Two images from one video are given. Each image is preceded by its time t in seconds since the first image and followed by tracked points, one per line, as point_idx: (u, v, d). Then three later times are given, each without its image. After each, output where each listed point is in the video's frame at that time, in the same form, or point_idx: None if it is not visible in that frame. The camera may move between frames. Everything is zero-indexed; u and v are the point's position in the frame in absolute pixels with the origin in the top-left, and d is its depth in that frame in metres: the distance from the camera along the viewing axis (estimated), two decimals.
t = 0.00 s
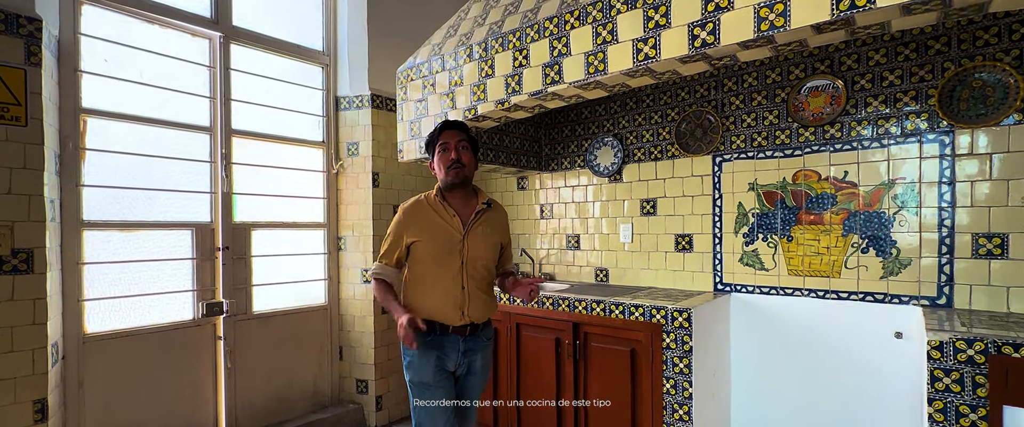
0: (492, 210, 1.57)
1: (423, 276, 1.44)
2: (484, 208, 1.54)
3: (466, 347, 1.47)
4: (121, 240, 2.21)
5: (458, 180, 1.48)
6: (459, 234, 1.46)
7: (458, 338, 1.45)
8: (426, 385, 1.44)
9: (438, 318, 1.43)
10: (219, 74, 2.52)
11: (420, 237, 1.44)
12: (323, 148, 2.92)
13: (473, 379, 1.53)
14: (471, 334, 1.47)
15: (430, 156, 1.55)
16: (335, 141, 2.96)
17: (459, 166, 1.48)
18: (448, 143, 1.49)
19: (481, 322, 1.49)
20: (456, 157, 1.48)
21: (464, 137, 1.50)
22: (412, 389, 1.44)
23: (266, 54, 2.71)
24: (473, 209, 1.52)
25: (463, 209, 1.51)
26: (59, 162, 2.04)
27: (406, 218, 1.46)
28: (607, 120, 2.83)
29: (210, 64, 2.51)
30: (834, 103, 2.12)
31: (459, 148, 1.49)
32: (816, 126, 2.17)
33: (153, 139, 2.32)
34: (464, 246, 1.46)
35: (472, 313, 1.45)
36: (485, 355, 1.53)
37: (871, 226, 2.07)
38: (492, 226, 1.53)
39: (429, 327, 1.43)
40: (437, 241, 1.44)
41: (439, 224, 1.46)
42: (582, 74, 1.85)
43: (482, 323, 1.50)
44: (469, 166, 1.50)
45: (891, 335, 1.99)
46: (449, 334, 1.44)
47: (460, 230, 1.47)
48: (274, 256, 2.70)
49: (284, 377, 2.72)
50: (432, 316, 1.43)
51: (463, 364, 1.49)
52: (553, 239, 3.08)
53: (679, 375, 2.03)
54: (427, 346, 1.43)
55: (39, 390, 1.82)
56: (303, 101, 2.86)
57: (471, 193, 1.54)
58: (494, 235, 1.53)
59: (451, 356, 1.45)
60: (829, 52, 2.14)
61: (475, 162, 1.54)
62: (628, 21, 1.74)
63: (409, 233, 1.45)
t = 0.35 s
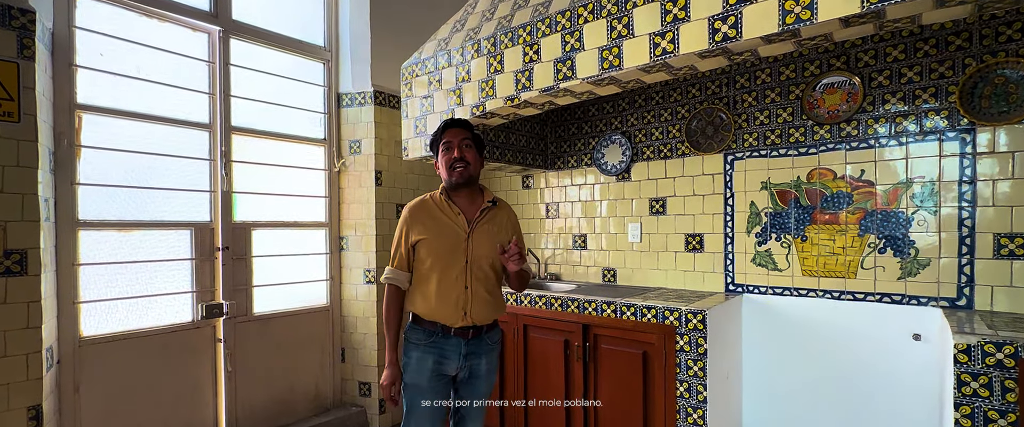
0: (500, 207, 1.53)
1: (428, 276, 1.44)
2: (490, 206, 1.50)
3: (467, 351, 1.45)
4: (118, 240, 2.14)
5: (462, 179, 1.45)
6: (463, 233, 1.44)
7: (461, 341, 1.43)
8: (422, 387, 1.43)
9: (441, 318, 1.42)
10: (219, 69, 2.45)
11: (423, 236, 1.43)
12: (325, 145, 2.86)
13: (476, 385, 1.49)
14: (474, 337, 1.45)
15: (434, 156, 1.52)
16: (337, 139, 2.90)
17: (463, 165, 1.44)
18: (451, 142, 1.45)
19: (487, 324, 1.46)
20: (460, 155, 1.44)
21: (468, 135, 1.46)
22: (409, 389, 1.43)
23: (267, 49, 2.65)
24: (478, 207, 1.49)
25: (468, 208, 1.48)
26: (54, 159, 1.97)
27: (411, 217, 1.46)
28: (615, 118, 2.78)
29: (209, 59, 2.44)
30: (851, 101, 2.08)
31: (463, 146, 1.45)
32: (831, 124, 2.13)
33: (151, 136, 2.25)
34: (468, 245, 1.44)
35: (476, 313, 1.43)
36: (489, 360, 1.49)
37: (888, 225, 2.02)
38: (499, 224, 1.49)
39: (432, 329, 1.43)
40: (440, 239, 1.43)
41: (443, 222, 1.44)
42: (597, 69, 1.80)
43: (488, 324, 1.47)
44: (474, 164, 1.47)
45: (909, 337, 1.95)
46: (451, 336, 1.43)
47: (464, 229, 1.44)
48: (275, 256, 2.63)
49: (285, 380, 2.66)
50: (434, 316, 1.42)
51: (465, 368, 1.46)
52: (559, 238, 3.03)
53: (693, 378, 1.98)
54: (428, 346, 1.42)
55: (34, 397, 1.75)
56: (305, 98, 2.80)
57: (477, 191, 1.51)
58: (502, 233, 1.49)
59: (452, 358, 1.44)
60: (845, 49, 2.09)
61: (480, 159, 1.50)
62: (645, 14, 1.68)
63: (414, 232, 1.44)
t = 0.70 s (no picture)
0: (491, 207, 1.47)
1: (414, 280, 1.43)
2: (480, 206, 1.45)
3: (454, 358, 1.41)
4: (123, 240, 2.11)
5: (453, 174, 1.43)
6: (449, 235, 1.41)
7: (447, 348, 1.41)
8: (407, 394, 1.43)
9: (426, 324, 1.40)
10: (224, 66, 2.42)
11: (409, 239, 1.43)
12: (330, 144, 2.83)
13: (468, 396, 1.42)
14: (462, 344, 1.42)
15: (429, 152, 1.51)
16: (342, 138, 2.87)
17: (456, 160, 1.43)
18: (445, 136, 1.44)
19: (475, 331, 1.42)
20: (453, 150, 1.43)
21: (462, 132, 1.45)
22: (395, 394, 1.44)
23: (273, 46, 2.61)
24: (468, 207, 1.45)
25: (457, 209, 1.45)
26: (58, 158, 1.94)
27: (400, 220, 1.46)
28: (623, 116, 2.76)
29: (214, 56, 2.40)
30: (864, 100, 2.07)
31: (456, 142, 1.44)
32: (845, 123, 2.11)
33: (156, 134, 2.21)
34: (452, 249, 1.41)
35: (460, 319, 1.39)
36: (481, 368, 1.43)
37: (902, 225, 2.01)
38: (488, 225, 1.44)
39: (419, 334, 1.42)
40: (424, 243, 1.41)
41: (429, 225, 1.43)
42: (611, 67, 1.78)
43: (477, 330, 1.42)
44: (467, 160, 1.45)
45: (923, 337, 1.93)
46: (437, 343, 1.41)
47: (450, 231, 1.42)
48: (281, 256, 2.61)
49: (291, 381, 2.63)
50: (421, 321, 1.41)
51: (453, 376, 1.42)
52: (566, 238, 3.02)
53: (706, 379, 1.97)
54: (414, 353, 1.42)
55: (40, 400, 1.72)
56: (310, 95, 2.76)
57: (469, 190, 1.48)
58: (490, 235, 1.43)
59: (438, 365, 1.42)
60: (859, 47, 2.08)
61: (474, 157, 1.48)
62: (662, 11, 1.66)
63: (402, 235, 1.45)
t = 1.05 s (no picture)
0: (472, 208, 1.45)
1: (392, 287, 1.38)
2: (460, 207, 1.42)
3: (436, 368, 1.37)
4: (136, 241, 2.11)
5: (428, 174, 1.37)
6: (428, 239, 1.37)
7: (428, 357, 1.36)
8: (388, 409, 1.38)
9: (407, 333, 1.36)
10: (234, 66, 2.41)
11: (385, 244, 1.37)
12: (338, 144, 2.83)
13: (452, 407, 1.39)
14: (444, 353, 1.38)
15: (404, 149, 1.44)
16: (351, 138, 2.87)
17: (430, 159, 1.36)
18: (422, 132, 1.38)
19: (458, 339, 1.39)
20: (429, 148, 1.37)
21: (439, 128, 1.39)
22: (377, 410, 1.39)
23: (283, 46, 2.61)
24: (447, 208, 1.41)
25: (436, 210, 1.41)
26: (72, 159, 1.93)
27: (373, 224, 1.39)
28: (633, 116, 2.76)
29: (224, 56, 2.40)
30: (876, 101, 2.08)
31: (433, 140, 1.37)
32: (856, 124, 2.12)
33: (168, 135, 2.21)
34: (433, 252, 1.37)
35: (445, 326, 1.35)
36: (465, 378, 1.40)
37: (914, 226, 2.02)
38: (469, 226, 1.41)
39: (398, 344, 1.38)
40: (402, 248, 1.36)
41: (407, 228, 1.38)
42: (627, 69, 1.78)
43: (460, 337, 1.39)
44: (444, 160, 1.38)
45: (935, 337, 1.94)
46: (418, 352, 1.37)
47: (429, 234, 1.37)
48: (290, 257, 2.60)
49: (300, 381, 2.63)
50: (401, 330, 1.36)
51: (436, 388, 1.38)
52: (574, 237, 3.03)
53: (720, 379, 1.98)
54: (393, 365, 1.37)
55: (57, 401, 1.72)
56: (319, 95, 2.76)
57: (446, 191, 1.45)
58: (472, 237, 1.40)
59: (419, 377, 1.37)
60: (871, 48, 2.09)
61: (452, 156, 1.42)
62: (679, 14, 1.67)
63: (376, 240, 1.38)
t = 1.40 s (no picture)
0: (464, 209, 1.47)
1: (387, 292, 1.36)
2: (453, 208, 1.43)
3: (439, 373, 1.39)
4: (147, 241, 2.11)
5: (421, 177, 1.36)
6: (423, 241, 1.37)
7: (429, 363, 1.37)
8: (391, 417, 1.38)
9: (407, 340, 1.35)
10: (243, 67, 2.40)
11: (378, 249, 1.34)
12: (346, 144, 2.83)
13: (455, 410, 1.42)
14: (445, 357, 1.39)
15: (392, 147, 1.43)
16: (358, 138, 2.87)
17: (424, 163, 1.36)
18: (412, 133, 1.37)
19: (456, 343, 1.40)
20: (422, 150, 1.36)
21: (432, 130, 1.38)
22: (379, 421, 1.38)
23: (291, 46, 2.61)
24: (440, 210, 1.42)
25: (429, 212, 1.41)
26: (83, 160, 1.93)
27: (363, 227, 1.35)
28: (640, 117, 2.77)
29: (233, 57, 2.39)
30: (885, 102, 2.08)
31: (425, 141, 1.37)
32: (865, 126, 2.13)
33: (178, 136, 2.21)
34: (429, 255, 1.37)
35: (445, 329, 1.36)
36: (467, 381, 1.43)
37: (922, 227, 2.03)
38: (462, 228, 1.43)
39: (396, 351, 1.37)
40: (397, 252, 1.35)
41: (400, 231, 1.36)
42: (639, 71, 1.79)
43: (460, 340, 1.41)
44: (436, 161, 1.38)
45: (942, 337, 1.96)
46: (418, 359, 1.37)
47: (424, 237, 1.37)
48: (298, 257, 2.61)
49: (308, 380, 2.64)
50: (400, 336, 1.35)
51: (438, 392, 1.39)
52: (580, 237, 3.04)
53: (730, 379, 1.99)
54: (393, 374, 1.37)
55: (70, 403, 1.72)
56: (327, 95, 2.76)
57: (437, 193, 1.45)
58: (466, 238, 1.43)
59: (421, 384, 1.38)
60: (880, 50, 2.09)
61: (444, 157, 1.42)
62: (692, 16, 1.67)
63: (368, 244, 1.34)
